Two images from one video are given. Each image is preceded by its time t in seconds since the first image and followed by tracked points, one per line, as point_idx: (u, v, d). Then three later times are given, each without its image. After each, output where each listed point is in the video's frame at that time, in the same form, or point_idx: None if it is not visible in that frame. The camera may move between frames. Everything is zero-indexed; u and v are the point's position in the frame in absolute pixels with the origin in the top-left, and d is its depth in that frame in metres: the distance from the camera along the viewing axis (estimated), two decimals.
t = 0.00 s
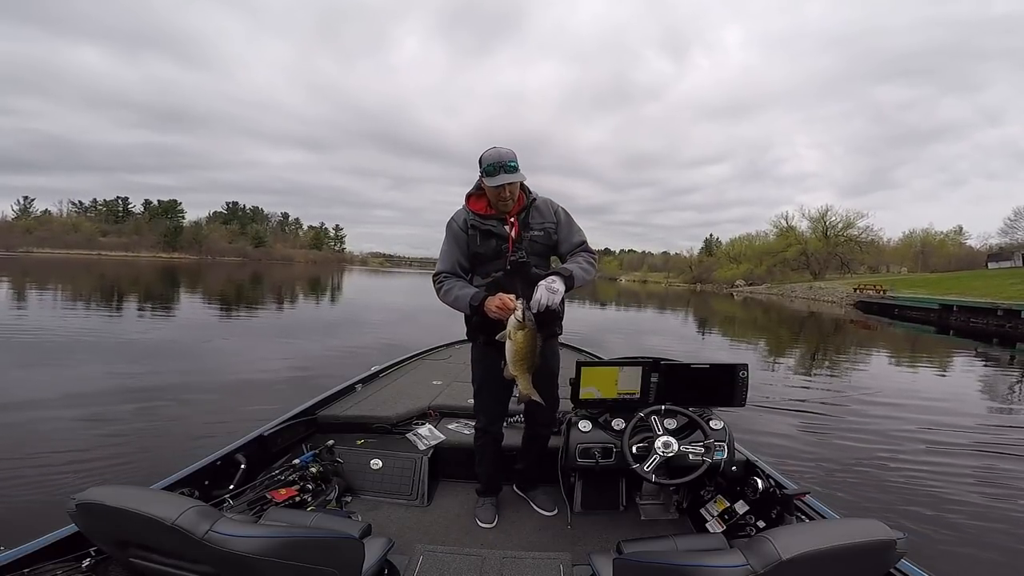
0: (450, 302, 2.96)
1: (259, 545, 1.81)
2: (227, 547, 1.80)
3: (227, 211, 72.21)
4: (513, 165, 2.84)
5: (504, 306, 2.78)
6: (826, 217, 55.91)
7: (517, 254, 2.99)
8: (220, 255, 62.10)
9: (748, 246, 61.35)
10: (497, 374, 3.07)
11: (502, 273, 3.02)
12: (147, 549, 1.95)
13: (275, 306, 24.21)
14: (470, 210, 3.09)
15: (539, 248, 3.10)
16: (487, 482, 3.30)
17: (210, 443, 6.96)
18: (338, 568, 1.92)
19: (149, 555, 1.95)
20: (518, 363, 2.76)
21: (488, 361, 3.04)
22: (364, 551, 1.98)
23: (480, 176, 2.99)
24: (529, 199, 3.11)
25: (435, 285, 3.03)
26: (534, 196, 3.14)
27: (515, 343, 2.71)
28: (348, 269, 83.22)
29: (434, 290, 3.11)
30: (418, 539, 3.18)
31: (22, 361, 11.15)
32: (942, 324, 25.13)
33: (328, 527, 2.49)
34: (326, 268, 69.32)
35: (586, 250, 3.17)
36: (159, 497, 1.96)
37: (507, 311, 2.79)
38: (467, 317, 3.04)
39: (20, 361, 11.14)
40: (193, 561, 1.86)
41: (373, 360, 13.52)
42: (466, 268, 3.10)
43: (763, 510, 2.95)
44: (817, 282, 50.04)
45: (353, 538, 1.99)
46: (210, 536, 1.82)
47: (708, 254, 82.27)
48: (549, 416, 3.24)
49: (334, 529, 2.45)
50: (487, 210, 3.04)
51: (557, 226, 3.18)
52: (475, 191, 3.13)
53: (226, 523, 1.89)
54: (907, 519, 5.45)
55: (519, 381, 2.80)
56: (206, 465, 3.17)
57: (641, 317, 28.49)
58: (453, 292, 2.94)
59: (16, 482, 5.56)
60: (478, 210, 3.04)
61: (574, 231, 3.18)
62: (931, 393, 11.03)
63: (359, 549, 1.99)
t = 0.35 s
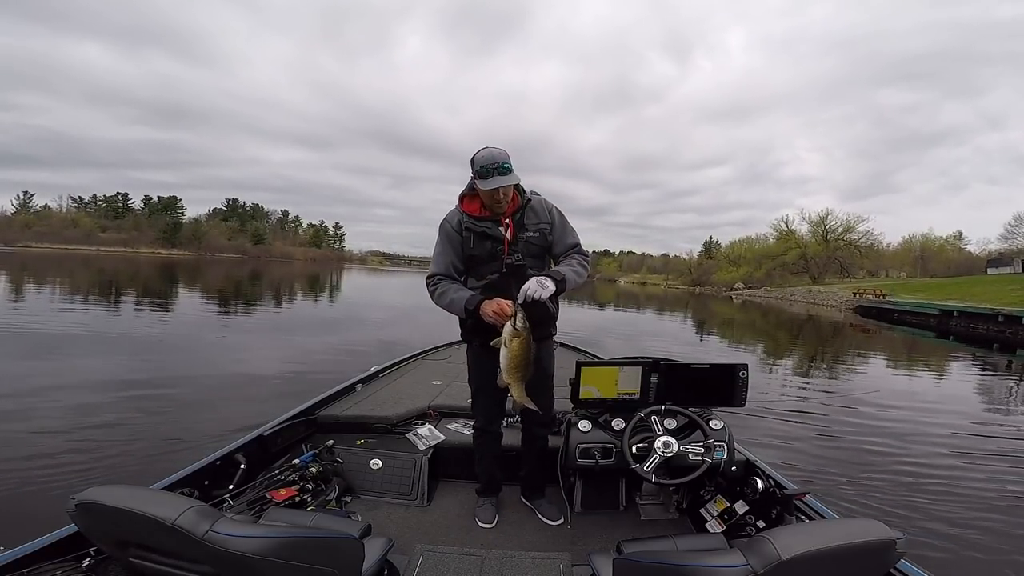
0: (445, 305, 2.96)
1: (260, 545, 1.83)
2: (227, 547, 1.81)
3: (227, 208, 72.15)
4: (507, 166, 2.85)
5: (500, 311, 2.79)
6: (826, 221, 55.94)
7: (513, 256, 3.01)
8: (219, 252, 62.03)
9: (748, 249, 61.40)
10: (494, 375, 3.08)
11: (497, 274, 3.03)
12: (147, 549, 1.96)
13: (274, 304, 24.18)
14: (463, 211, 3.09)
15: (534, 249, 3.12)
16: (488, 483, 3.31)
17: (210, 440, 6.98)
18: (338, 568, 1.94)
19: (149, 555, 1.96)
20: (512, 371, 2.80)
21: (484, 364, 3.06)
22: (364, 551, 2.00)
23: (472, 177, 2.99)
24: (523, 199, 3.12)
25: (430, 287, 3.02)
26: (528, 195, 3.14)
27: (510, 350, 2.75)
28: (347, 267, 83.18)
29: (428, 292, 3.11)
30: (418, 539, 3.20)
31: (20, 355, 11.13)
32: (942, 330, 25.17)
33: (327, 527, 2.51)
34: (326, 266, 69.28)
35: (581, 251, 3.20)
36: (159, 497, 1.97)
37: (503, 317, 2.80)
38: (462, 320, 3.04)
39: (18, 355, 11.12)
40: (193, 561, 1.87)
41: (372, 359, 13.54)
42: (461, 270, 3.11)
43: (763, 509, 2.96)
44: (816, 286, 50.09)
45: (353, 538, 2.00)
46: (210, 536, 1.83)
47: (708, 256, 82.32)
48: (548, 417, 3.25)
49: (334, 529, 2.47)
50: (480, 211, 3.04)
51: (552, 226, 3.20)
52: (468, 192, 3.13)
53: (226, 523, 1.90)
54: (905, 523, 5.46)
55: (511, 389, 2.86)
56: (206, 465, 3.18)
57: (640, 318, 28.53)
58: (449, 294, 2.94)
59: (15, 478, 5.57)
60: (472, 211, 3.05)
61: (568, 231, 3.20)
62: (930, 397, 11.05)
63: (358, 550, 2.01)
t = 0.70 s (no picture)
0: (445, 306, 2.93)
1: (259, 545, 1.82)
2: (226, 547, 1.80)
3: (225, 209, 72.08)
4: (507, 167, 2.85)
5: (501, 313, 2.77)
6: (826, 219, 55.99)
7: (513, 256, 3.00)
8: (218, 254, 61.96)
9: (748, 248, 61.45)
10: (493, 376, 3.07)
11: (498, 275, 3.02)
12: (147, 549, 1.95)
13: (273, 305, 24.16)
14: (462, 212, 3.07)
15: (535, 249, 3.12)
16: (487, 482, 3.30)
17: (209, 442, 6.96)
18: (338, 568, 1.93)
19: (149, 555, 1.95)
20: (514, 372, 2.83)
21: (483, 365, 3.05)
22: (364, 550, 2.00)
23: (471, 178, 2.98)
24: (522, 199, 3.11)
25: (430, 290, 2.98)
26: (527, 196, 3.14)
27: (512, 350, 2.77)
28: (346, 268, 83.17)
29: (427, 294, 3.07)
30: (417, 538, 3.19)
31: (19, 358, 11.10)
32: (944, 328, 25.14)
33: (327, 527, 2.50)
34: (325, 268, 69.22)
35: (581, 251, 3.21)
36: (158, 496, 1.96)
37: (504, 318, 2.79)
38: (462, 321, 3.02)
39: (17, 358, 11.09)
40: (193, 561, 1.86)
41: (372, 360, 13.53)
42: (460, 271, 3.08)
43: (762, 509, 2.95)
44: (816, 284, 50.14)
45: (353, 538, 2.00)
46: (209, 536, 1.82)
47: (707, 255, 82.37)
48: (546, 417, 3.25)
49: (333, 529, 2.46)
50: (479, 212, 3.04)
51: (551, 226, 3.20)
52: (466, 192, 3.11)
53: (226, 523, 1.89)
54: (905, 522, 5.45)
55: (512, 391, 2.88)
56: (206, 465, 3.17)
57: (640, 318, 28.54)
58: (449, 295, 2.92)
59: (15, 480, 5.56)
60: (470, 212, 3.03)
61: (566, 232, 3.21)
62: (931, 396, 11.03)
63: (358, 550, 2.00)
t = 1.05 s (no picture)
0: (451, 308, 2.87)
1: (259, 545, 1.81)
2: (225, 547, 1.79)
3: (224, 210, 71.97)
4: (521, 168, 2.83)
5: (512, 321, 2.71)
6: (825, 217, 56.05)
7: (519, 258, 2.99)
8: (217, 255, 61.94)
9: (747, 247, 61.48)
10: (493, 378, 3.05)
11: (503, 277, 2.99)
12: (146, 549, 1.94)
13: (273, 306, 24.14)
14: (469, 210, 3.02)
15: (538, 252, 3.11)
16: (487, 482, 3.29)
17: (208, 443, 6.94)
18: (338, 568, 1.92)
19: (148, 555, 1.95)
20: (526, 380, 2.80)
21: (483, 366, 3.03)
22: (364, 550, 1.99)
23: (482, 176, 2.93)
24: (528, 201, 3.11)
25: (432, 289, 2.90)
26: (532, 199, 3.14)
27: (523, 358, 2.76)
28: (346, 269, 83.08)
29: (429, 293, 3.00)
30: (417, 538, 3.18)
31: (19, 361, 11.11)
32: (947, 325, 25.08)
33: (326, 527, 2.49)
34: (325, 269, 69.12)
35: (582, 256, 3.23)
36: (157, 496, 1.95)
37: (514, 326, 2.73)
38: (466, 322, 2.96)
39: (17, 361, 11.10)
40: (192, 561, 1.86)
41: (372, 361, 13.54)
42: (464, 271, 3.01)
43: (762, 509, 2.95)
44: (816, 282, 50.11)
45: (352, 538, 1.98)
46: (209, 536, 1.81)
47: (707, 254, 82.34)
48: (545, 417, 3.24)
49: (334, 529, 2.46)
50: (486, 212, 3.00)
51: (555, 230, 3.20)
52: (473, 190, 3.06)
53: (225, 523, 1.88)
54: (907, 521, 5.43)
55: (526, 398, 2.84)
56: (206, 465, 3.16)
57: (640, 317, 28.56)
58: (455, 297, 2.86)
59: (14, 481, 5.54)
60: (477, 211, 2.99)
61: (568, 237, 3.23)
62: (933, 394, 11.00)
63: (358, 549, 1.99)
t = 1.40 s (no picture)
0: (451, 301, 2.79)
1: (259, 545, 1.80)
2: (226, 547, 1.79)
3: (223, 210, 71.91)
4: (530, 168, 2.82)
5: (526, 318, 2.68)
6: (825, 216, 56.07)
7: (520, 256, 2.99)
8: (216, 256, 61.92)
9: (747, 246, 61.47)
10: (493, 377, 3.04)
11: (502, 275, 2.98)
12: (147, 549, 1.94)
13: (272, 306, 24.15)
14: (472, 206, 3.00)
15: (539, 252, 3.11)
16: (487, 482, 3.29)
17: (208, 444, 6.94)
18: (338, 568, 1.92)
19: (148, 555, 1.94)
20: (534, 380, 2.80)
21: (482, 366, 3.03)
22: (364, 550, 1.98)
23: (489, 173, 2.92)
24: (531, 201, 3.11)
25: (430, 282, 2.83)
26: (535, 199, 3.14)
27: (532, 358, 2.76)
28: (345, 269, 83.03)
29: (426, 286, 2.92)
30: (417, 538, 3.18)
31: (19, 361, 11.10)
32: (950, 324, 25.01)
33: (326, 527, 2.49)
34: (325, 269, 69.07)
35: (581, 258, 3.25)
36: (157, 496, 1.95)
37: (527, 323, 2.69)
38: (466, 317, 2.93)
39: (16, 361, 11.10)
40: (192, 561, 1.85)
41: (372, 361, 13.54)
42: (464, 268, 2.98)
43: (762, 510, 2.95)
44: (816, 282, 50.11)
45: (352, 538, 1.98)
46: (209, 536, 1.81)
47: (707, 253, 82.30)
48: (544, 416, 3.24)
49: (333, 529, 2.45)
50: (489, 210, 2.99)
51: (555, 231, 3.21)
52: (477, 187, 3.05)
53: (225, 523, 1.88)
54: (909, 521, 5.42)
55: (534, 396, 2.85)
56: (206, 465, 3.16)
57: (640, 317, 28.58)
58: (455, 290, 2.77)
59: (13, 482, 5.54)
60: (481, 209, 2.98)
61: (569, 238, 3.23)
62: (934, 394, 10.97)
63: (358, 549, 1.99)
